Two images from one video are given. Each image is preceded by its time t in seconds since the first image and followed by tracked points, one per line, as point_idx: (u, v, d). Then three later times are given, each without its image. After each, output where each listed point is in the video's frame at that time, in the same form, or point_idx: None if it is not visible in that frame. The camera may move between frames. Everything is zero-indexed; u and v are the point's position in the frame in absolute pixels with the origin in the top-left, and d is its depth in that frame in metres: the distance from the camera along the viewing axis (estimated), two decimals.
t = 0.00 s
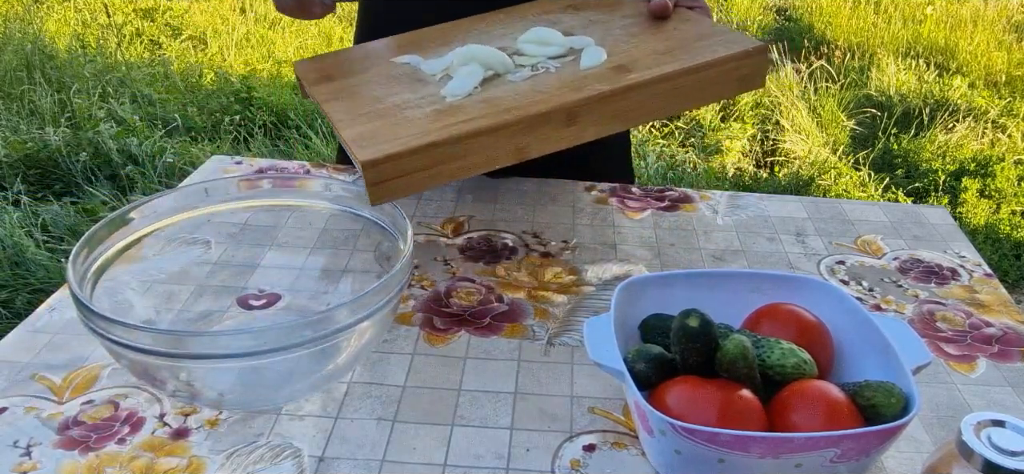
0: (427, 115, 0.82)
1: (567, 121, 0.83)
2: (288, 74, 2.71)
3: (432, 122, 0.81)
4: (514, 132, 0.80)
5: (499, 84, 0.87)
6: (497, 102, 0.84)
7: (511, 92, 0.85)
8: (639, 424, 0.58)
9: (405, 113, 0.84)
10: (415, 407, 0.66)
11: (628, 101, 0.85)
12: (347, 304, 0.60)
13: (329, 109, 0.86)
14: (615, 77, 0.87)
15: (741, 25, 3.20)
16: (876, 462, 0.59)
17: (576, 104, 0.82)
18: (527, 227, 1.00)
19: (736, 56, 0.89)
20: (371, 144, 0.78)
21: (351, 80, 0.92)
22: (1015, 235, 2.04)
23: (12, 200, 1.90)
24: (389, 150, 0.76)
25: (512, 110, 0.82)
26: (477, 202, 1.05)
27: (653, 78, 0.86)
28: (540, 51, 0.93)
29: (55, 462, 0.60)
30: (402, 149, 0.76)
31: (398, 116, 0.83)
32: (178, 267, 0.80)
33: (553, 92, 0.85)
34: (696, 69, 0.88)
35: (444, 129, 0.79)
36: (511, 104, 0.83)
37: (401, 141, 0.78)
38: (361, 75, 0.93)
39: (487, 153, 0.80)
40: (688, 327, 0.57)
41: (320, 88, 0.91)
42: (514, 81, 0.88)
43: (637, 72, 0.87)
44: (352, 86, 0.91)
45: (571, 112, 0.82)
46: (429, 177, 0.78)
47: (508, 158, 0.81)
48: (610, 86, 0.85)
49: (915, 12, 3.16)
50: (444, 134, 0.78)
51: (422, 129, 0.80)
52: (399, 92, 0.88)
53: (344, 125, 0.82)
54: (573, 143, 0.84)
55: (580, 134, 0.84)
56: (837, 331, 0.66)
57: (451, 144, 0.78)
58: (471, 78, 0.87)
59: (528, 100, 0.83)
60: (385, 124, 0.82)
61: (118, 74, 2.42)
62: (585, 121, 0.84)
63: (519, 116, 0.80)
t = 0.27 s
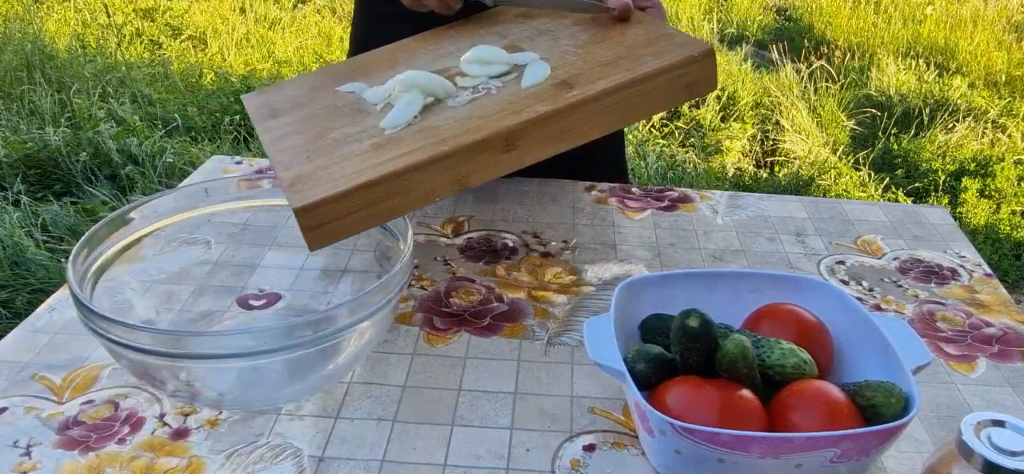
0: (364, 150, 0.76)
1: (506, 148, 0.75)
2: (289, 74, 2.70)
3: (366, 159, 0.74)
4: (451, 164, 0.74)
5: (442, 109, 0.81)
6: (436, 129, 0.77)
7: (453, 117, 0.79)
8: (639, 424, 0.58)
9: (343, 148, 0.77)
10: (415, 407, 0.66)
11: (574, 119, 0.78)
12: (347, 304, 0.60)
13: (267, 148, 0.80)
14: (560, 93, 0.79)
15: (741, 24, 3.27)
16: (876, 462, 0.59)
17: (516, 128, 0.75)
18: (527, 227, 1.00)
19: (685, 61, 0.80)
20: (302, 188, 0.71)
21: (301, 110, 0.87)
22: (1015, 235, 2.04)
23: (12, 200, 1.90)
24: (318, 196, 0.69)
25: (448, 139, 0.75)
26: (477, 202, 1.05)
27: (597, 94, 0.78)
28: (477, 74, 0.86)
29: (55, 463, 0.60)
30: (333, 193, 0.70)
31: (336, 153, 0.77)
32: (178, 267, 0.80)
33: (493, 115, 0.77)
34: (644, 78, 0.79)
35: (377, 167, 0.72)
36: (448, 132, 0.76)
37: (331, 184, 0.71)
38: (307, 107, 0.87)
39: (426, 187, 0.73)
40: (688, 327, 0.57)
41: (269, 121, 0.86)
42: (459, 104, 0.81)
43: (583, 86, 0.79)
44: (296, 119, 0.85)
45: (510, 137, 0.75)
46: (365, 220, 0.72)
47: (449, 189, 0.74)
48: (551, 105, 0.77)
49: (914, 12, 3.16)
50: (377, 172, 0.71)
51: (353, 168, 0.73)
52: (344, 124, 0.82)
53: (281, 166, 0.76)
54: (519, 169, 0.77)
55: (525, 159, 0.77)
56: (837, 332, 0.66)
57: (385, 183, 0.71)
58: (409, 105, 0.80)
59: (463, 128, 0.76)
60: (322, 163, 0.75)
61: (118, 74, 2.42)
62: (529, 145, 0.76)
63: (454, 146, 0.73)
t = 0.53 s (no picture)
0: (378, 169, 0.74)
1: (524, 159, 0.76)
2: (288, 73, 2.70)
3: (383, 178, 0.72)
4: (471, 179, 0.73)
5: (451, 122, 0.80)
6: (454, 143, 0.76)
7: (464, 130, 0.78)
8: (639, 424, 0.58)
9: (356, 167, 0.75)
10: (415, 407, 0.66)
11: (587, 126, 0.78)
12: (347, 304, 0.60)
13: (275, 168, 0.77)
14: (570, 101, 0.79)
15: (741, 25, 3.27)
16: (876, 462, 0.59)
17: (533, 139, 0.75)
18: (527, 228, 1.00)
19: (692, 62, 0.82)
20: (321, 210, 0.69)
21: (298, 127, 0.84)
22: (1015, 235, 2.04)
23: (12, 200, 1.90)
24: (342, 218, 0.68)
25: (465, 153, 0.74)
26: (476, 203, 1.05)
27: (608, 100, 0.78)
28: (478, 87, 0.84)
29: (55, 463, 0.60)
30: (357, 214, 0.68)
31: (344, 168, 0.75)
32: (178, 267, 0.80)
33: (505, 126, 0.77)
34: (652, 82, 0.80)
35: (397, 185, 0.71)
36: (463, 146, 0.75)
37: (352, 204, 0.69)
38: (307, 124, 0.84)
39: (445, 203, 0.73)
40: (688, 328, 0.57)
41: (267, 140, 0.83)
42: (469, 116, 0.80)
43: (595, 92, 0.80)
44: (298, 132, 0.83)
45: (527, 148, 0.75)
46: (388, 239, 0.71)
47: (467, 203, 0.74)
48: (565, 113, 0.77)
49: (914, 12, 3.15)
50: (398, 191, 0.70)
51: (370, 186, 0.72)
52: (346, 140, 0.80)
53: (293, 188, 0.73)
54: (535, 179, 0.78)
55: (541, 170, 0.77)
56: (837, 332, 0.66)
57: (407, 201, 0.70)
58: (419, 119, 0.79)
59: (479, 140, 0.76)
60: (336, 183, 0.73)
61: (118, 74, 2.42)
62: (545, 155, 0.77)
63: (474, 160, 0.73)
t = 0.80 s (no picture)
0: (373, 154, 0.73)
1: (520, 140, 0.75)
2: (288, 74, 2.70)
3: (378, 163, 0.71)
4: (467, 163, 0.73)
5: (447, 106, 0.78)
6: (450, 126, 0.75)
7: (460, 113, 0.76)
8: (640, 424, 0.58)
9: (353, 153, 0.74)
10: (416, 407, 0.66)
11: (584, 107, 0.78)
12: (347, 305, 0.60)
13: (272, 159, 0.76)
14: (567, 82, 0.78)
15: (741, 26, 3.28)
16: (876, 462, 0.59)
17: (530, 121, 0.74)
18: (527, 227, 1.00)
19: (688, 41, 0.81)
20: (314, 196, 0.69)
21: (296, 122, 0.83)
22: (1015, 235, 2.04)
23: (12, 200, 1.89)
24: (336, 203, 0.67)
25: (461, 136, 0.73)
26: (477, 202, 1.05)
27: (604, 80, 0.78)
28: (407, 100, 0.77)
29: (55, 462, 0.60)
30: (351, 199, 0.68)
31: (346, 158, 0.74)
32: (178, 267, 0.80)
33: (502, 108, 0.76)
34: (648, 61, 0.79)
35: (391, 169, 0.70)
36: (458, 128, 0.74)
37: (346, 189, 0.69)
38: (306, 117, 0.83)
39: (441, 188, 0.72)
40: (688, 327, 0.57)
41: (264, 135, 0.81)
42: (467, 100, 0.79)
43: (592, 72, 0.79)
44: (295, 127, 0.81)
45: (524, 130, 0.75)
46: (382, 224, 0.70)
47: (464, 187, 0.74)
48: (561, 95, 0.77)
49: (914, 12, 3.16)
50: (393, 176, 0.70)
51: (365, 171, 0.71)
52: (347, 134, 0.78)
53: (288, 176, 0.73)
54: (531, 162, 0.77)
55: (537, 152, 0.77)
56: (837, 332, 0.66)
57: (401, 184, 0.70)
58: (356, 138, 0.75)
59: (474, 122, 0.75)
60: (332, 170, 0.72)
61: (118, 74, 2.42)
62: (541, 136, 0.76)
63: (470, 141, 0.72)
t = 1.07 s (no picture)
0: (386, 159, 0.71)
1: (532, 143, 0.75)
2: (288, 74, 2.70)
3: (393, 167, 0.70)
4: (481, 166, 0.72)
5: (458, 110, 0.78)
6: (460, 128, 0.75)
7: (472, 116, 0.76)
8: (640, 424, 0.58)
9: (366, 158, 0.72)
10: (415, 407, 0.66)
11: (595, 107, 0.77)
12: (347, 305, 0.60)
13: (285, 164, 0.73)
14: (577, 83, 0.78)
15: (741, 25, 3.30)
16: (876, 463, 0.59)
17: (542, 122, 0.74)
18: (527, 227, 1.00)
19: (695, 39, 0.81)
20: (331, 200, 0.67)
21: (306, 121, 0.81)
22: (1015, 235, 2.04)
23: (12, 200, 1.89)
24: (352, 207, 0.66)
25: (474, 138, 0.73)
26: (477, 202, 1.05)
27: (615, 81, 0.77)
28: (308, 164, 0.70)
29: (55, 463, 0.60)
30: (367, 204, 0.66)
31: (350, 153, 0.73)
32: (178, 268, 0.80)
33: (513, 110, 0.76)
34: (657, 61, 0.79)
35: (407, 173, 0.69)
36: (471, 131, 0.74)
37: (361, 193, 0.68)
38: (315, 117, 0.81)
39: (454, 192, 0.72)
40: (688, 327, 0.57)
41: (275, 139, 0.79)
42: (478, 103, 0.78)
43: (602, 72, 0.79)
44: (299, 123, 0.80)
45: (536, 133, 0.74)
46: (397, 229, 0.70)
47: (477, 190, 0.73)
48: (572, 96, 0.76)
49: (915, 12, 3.16)
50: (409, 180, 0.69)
51: (379, 176, 0.70)
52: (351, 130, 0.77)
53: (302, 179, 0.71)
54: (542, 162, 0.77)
55: (547, 153, 0.77)
56: (837, 332, 0.66)
57: (417, 188, 0.69)
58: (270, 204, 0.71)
59: (486, 125, 0.74)
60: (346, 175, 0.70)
61: (118, 74, 2.42)
62: (553, 137, 0.76)
63: (484, 146, 0.72)
